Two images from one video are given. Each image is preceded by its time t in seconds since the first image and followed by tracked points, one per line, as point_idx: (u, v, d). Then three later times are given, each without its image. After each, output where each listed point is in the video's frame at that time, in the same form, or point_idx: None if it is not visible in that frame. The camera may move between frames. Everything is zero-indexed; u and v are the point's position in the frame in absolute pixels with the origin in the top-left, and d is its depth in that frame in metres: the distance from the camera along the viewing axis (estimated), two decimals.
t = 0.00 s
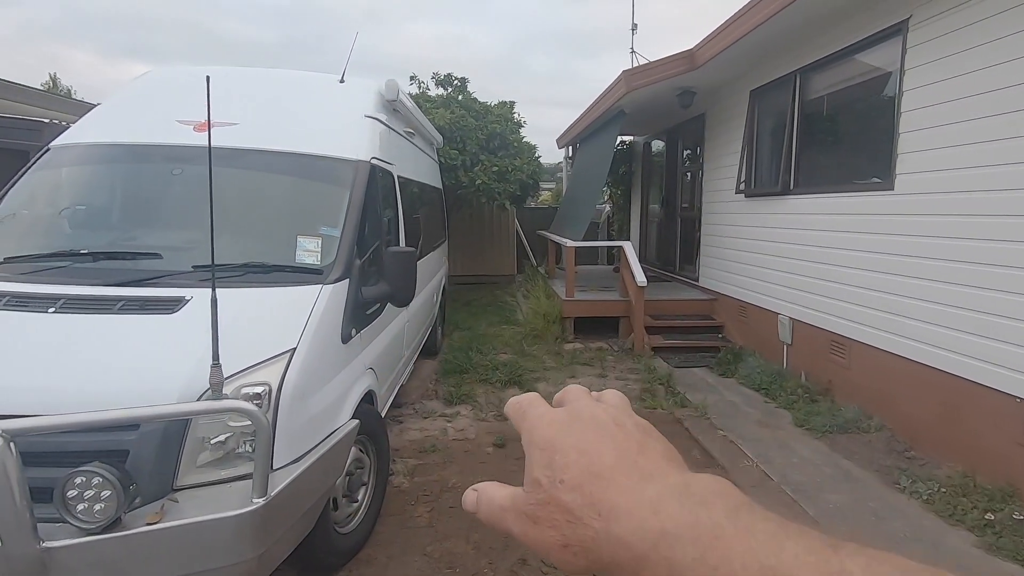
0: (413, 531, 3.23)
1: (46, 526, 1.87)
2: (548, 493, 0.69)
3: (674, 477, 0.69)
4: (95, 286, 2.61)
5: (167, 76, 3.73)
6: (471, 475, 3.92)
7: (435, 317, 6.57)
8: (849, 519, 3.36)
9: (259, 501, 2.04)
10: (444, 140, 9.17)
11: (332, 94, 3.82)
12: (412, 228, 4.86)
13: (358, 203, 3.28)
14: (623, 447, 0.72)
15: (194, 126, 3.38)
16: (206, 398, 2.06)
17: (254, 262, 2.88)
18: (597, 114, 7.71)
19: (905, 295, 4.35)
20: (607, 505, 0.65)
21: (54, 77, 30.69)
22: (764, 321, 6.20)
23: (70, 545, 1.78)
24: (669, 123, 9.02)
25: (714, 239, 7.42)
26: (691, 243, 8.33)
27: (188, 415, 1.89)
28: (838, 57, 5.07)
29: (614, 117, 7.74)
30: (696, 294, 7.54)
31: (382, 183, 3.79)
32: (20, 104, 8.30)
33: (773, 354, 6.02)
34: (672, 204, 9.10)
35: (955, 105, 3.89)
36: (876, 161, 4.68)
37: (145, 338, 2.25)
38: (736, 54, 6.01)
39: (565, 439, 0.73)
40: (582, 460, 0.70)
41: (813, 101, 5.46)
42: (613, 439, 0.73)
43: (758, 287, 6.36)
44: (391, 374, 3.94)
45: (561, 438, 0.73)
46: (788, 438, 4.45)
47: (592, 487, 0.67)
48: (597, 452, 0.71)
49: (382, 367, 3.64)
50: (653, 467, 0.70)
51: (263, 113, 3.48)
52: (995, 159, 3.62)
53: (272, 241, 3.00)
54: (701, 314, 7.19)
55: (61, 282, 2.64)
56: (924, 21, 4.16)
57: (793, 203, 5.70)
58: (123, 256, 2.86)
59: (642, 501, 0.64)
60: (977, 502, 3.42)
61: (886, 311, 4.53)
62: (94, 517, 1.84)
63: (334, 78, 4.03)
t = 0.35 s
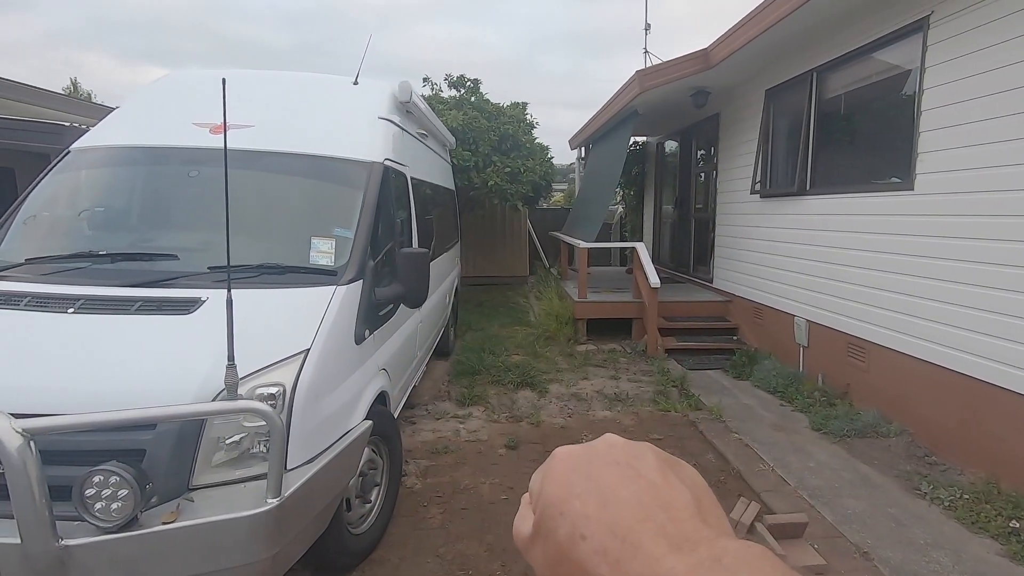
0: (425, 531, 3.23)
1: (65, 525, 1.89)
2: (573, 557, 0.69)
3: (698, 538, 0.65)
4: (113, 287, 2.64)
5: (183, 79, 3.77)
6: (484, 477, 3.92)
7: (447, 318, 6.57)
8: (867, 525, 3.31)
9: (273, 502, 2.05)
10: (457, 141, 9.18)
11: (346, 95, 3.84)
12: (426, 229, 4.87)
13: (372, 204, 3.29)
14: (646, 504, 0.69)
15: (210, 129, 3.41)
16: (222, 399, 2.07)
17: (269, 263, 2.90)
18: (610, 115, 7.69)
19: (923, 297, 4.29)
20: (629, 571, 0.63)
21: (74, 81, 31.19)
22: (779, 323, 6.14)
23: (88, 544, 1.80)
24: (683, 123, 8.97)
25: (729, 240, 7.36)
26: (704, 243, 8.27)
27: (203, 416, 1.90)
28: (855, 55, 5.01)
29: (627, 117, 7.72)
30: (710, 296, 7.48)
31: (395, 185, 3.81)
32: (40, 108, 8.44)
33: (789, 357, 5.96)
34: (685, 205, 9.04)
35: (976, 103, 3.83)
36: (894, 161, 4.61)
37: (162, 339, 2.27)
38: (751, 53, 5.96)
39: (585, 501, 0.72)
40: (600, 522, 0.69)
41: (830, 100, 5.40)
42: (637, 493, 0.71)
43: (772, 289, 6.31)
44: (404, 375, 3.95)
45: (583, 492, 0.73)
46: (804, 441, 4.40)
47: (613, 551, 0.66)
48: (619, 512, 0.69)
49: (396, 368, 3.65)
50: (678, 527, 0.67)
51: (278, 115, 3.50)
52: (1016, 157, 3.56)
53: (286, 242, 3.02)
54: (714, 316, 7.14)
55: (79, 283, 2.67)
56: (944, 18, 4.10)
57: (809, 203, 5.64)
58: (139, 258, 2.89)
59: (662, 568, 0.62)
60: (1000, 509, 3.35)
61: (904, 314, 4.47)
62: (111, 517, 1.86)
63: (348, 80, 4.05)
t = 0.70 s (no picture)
0: (430, 534, 3.23)
1: (73, 524, 1.90)
2: (657, 525, 0.63)
3: (784, 494, 0.62)
4: (122, 288, 2.66)
5: (191, 83, 3.80)
6: (489, 479, 3.91)
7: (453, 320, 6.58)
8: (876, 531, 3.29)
9: (280, 503, 2.05)
10: (462, 143, 9.20)
11: (353, 98, 3.85)
12: (432, 231, 4.88)
13: (379, 206, 3.30)
14: (713, 463, 0.64)
15: (219, 131, 3.43)
16: (230, 401, 2.08)
17: (276, 265, 2.92)
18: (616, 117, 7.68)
19: (932, 301, 4.26)
20: (719, 537, 0.61)
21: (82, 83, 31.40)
22: (786, 326, 6.12)
23: (95, 543, 1.81)
24: (689, 126, 8.96)
25: (735, 243, 7.33)
26: (710, 246, 8.25)
27: (210, 417, 1.91)
28: (863, 57, 4.99)
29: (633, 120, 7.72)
30: (716, 298, 7.46)
31: (402, 187, 3.81)
32: (48, 109, 8.48)
33: (796, 360, 5.94)
34: (691, 208, 9.02)
35: (984, 106, 3.82)
36: (903, 163, 4.59)
37: (170, 340, 2.29)
38: (758, 55, 5.94)
39: (659, 462, 0.64)
40: (685, 487, 0.63)
41: (838, 102, 5.38)
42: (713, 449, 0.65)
43: (779, 292, 6.28)
44: (410, 377, 3.96)
45: (656, 451, 0.65)
46: (811, 446, 4.38)
47: (698, 518, 0.61)
48: (692, 476, 0.63)
49: (402, 370, 3.65)
50: (760, 486, 0.63)
51: (286, 117, 3.52)
52: None
53: (294, 244, 3.03)
54: (720, 319, 7.12)
55: (87, 284, 2.69)
56: (953, 20, 4.09)
57: (817, 206, 5.62)
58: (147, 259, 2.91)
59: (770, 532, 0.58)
60: (1011, 515, 3.32)
61: (912, 318, 4.44)
62: (118, 517, 1.87)
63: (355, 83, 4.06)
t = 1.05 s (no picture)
0: (432, 536, 3.23)
1: (78, 524, 1.91)
2: (807, 452, 0.68)
3: (945, 447, 0.64)
4: (127, 288, 2.67)
5: (198, 85, 3.82)
6: (491, 482, 3.91)
7: (456, 323, 6.58)
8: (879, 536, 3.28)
9: (282, 504, 2.05)
10: (466, 147, 9.22)
11: (358, 101, 3.87)
12: (435, 233, 4.88)
13: (383, 208, 3.31)
14: (881, 414, 0.68)
15: (225, 133, 3.45)
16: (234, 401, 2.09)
17: (281, 267, 2.93)
18: (620, 121, 7.70)
19: (936, 307, 4.25)
20: (862, 466, 0.64)
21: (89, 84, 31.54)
22: (789, 331, 6.12)
23: (100, 542, 1.81)
24: (693, 130, 8.96)
25: (739, 247, 7.33)
26: (714, 250, 8.25)
27: (212, 417, 1.91)
28: (867, 62, 5.00)
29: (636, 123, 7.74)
30: (719, 302, 7.45)
31: (406, 189, 3.82)
32: (56, 111, 8.55)
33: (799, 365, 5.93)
34: (694, 212, 9.02)
35: (988, 111, 3.82)
36: (907, 167, 4.59)
37: (175, 340, 2.29)
38: (763, 60, 5.95)
39: (828, 404, 0.69)
40: (843, 425, 0.67)
41: (842, 107, 5.38)
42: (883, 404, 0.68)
43: (783, 296, 6.27)
44: (413, 379, 3.96)
45: (825, 397, 0.70)
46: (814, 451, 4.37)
47: (848, 448, 0.65)
48: (854, 419, 0.67)
49: (405, 372, 3.65)
50: (920, 435, 0.65)
51: (291, 119, 3.54)
52: None
53: (298, 246, 3.04)
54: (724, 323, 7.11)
55: (93, 284, 2.70)
56: (957, 26, 4.09)
57: (821, 211, 5.61)
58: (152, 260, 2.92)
59: (917, 471, 0.62)
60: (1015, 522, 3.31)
61: (916, 323, 4.43)
62: (122, 517, 1.87)
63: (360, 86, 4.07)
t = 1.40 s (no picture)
0: (432, 538, 3.23)
1: (79, 523, 1.92)
2: (753, 503, 0.99)
3: (861, 491, 0.94)
4: (130, 288, 2.67)
5: (201, 85, 3.83)
6: (492, 483, 3.92)
7: (457, 324, 6.59)
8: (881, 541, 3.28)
9: (284, 504, 2.06)
10: (468, 148, 9.23)
11: (361, 103, 3.88)
12: (437, 234, 4.89)
13: (384, 209, 3.31)
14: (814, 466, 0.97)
15: (227, 133, 3.46)
16: (235, 401, 2.09)
17: (282, 267, 2.93)
18: (621, 123, 7.71)
19: (937, 310, 4.25)
20: (790, 511, 0.95)
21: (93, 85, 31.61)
22: (790, 333, 6.12)
23: (101, 541, 1.82)
24: (694, 132, 8.97)
25: (740, 250, 7.33)
26: (715, 252, 8.25)
27: (215, 417, 1.92)
28: (869, 65, 5.00)
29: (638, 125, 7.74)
30: (720, 305, 7.46)
31: (407, 190, 3.83)
32: (58, 110, 8.54)
33: (800, 367, 5.92)
34: (696, 215, 9.02)
35: (990, 115, 3.82)
36: (908, 171, 4.60)
37: (177, 340, 2.30)
38: (765, 63, 5.95)
39: (767, 464, 0.99)
40: (785, 481, 0.97)
41: (843, 111, 5.40)
42: (828, 455, 0.98)
43: (784, 299, 6.27)
44: (413, 380, 3.96)
45: (767, 454, 1.00)
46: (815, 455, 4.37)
47: (782, 500, 0.96)
48: (788, 468, 0.98)
49: (405, 373, 3.66)
50: (845, 478, 0.95)
51: (294, 120, 3.55)
52: None
53: (299, 246, 3.04)
54: (725, 326, 7.11)
55: (94, 283, 2.71)
56: (959, 29, 4.09)
57: (823, 214, 5.61)
58: (154, 259, 2.93)
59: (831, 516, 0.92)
60: (1016, 527, 3.30)
61: (917, 326, 4.43)
62: (123, 516, 1.87)
63: (363, 87, 4.08)
